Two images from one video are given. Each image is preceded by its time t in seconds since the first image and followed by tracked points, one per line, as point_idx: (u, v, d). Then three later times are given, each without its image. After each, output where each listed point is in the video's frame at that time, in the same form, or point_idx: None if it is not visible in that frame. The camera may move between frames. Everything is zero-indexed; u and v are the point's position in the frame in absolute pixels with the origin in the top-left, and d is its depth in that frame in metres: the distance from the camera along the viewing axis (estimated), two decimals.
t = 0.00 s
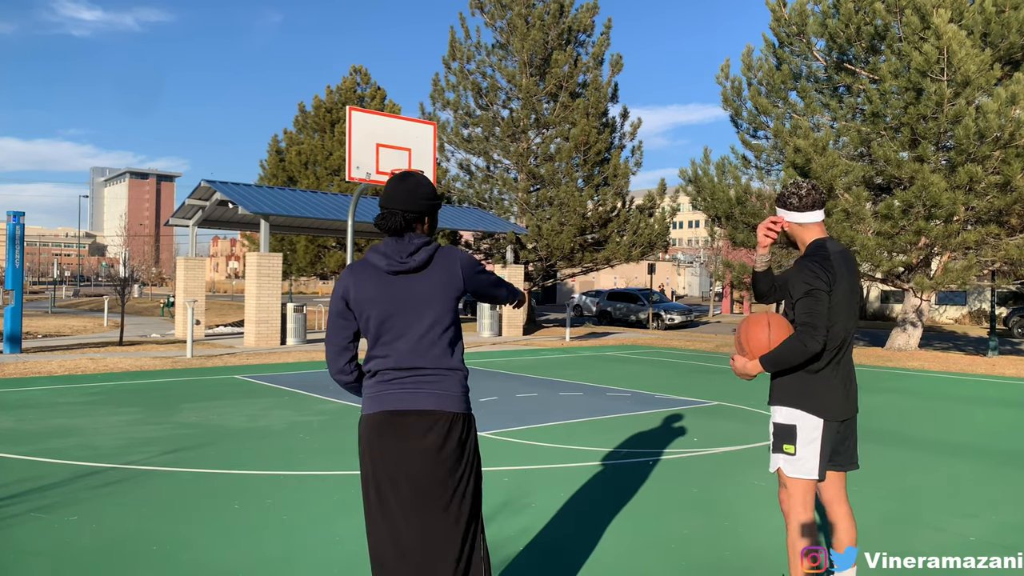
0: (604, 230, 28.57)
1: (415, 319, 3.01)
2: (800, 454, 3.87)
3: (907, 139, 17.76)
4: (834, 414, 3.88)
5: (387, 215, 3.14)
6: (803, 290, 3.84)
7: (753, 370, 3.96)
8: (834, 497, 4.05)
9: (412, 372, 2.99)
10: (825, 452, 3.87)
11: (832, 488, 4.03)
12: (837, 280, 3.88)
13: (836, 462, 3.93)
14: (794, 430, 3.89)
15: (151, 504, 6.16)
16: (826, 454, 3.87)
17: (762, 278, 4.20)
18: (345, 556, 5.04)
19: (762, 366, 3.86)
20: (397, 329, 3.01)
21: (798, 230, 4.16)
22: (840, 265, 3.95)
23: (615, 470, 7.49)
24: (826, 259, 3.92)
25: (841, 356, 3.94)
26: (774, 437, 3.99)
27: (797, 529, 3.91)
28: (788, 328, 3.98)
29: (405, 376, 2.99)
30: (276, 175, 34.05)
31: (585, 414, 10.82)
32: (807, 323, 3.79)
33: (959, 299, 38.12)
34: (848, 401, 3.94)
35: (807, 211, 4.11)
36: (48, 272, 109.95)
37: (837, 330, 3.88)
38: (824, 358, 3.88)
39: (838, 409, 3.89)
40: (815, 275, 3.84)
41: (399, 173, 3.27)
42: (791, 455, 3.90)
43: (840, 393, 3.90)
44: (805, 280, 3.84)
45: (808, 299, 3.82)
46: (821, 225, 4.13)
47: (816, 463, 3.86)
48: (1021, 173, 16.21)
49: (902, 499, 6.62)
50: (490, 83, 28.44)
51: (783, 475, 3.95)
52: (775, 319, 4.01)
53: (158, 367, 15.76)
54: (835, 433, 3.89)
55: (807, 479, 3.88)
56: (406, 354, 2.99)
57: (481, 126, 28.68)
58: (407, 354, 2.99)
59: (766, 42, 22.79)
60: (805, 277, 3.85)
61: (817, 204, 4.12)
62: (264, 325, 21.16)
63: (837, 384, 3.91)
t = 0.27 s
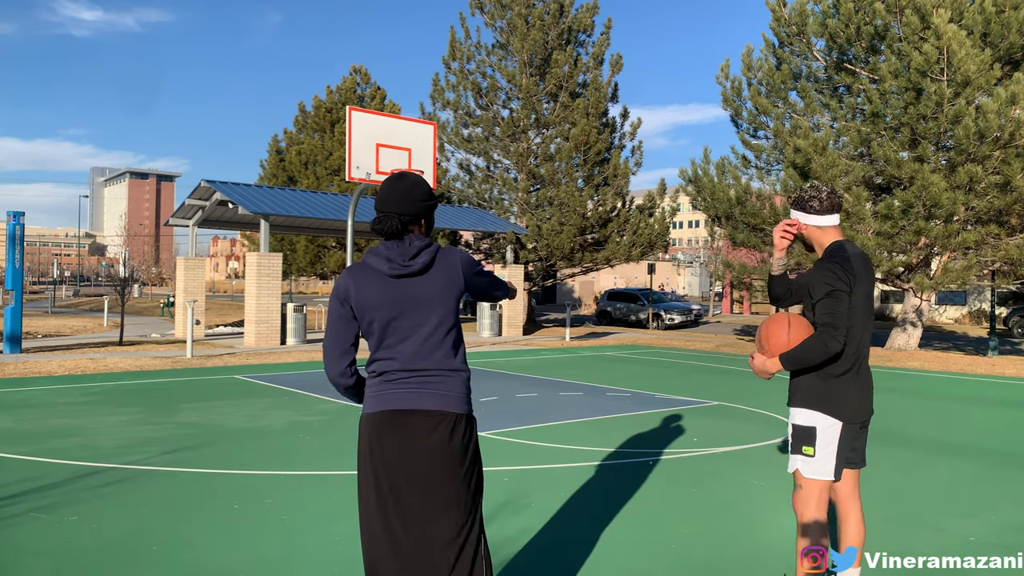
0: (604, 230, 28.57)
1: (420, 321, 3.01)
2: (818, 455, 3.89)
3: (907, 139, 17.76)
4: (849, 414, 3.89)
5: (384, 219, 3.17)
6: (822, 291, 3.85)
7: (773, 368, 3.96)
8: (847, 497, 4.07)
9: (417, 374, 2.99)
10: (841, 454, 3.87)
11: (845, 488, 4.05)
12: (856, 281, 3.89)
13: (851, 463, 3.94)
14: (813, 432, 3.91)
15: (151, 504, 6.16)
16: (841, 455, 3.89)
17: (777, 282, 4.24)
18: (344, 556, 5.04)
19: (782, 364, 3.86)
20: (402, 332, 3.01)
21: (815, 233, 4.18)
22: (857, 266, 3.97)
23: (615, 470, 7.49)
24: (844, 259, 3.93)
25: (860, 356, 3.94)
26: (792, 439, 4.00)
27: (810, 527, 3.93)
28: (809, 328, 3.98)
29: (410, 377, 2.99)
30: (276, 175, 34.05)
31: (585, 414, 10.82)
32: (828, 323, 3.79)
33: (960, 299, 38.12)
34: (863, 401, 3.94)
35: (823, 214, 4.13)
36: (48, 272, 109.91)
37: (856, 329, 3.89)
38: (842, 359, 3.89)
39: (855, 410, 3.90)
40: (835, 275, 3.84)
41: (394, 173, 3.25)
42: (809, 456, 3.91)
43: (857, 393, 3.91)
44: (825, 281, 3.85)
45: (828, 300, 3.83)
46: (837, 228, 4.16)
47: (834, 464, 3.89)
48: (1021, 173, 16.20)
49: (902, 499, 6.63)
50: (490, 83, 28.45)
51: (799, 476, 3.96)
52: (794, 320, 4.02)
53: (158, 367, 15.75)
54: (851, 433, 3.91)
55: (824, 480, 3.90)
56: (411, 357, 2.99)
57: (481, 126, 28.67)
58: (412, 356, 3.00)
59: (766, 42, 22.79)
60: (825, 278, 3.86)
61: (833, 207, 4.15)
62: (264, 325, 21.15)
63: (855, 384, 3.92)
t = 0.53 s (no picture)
0: (604, 230, 28.58)
1: (428, 323, 3.04)
2: (823, 450, 3.89)
3: (907, 139, 17.75)
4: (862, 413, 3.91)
5: (385, 219, 3.17)
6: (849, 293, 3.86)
7: (802, 372, 3.85)
8: (854, 496, 4.04)
9: (426, 375, 3.01)
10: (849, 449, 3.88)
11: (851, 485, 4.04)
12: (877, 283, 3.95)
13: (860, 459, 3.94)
14: (822, 427, 3.91)
15: (151, 504, 6.16)
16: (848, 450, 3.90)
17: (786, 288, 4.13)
18: (344, 556, 5.03)
19: (815, 367, 3.78)
20: (411, 333, 3.03)
21: (825, 235, 4.18)
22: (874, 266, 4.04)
23: (614, 470, 7.49)
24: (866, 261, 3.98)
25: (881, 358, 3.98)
26: (797, 432, 4.01)
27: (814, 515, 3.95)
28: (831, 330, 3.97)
29: (420, 379, 3.00)
30: (276, 175, 34.05)
31: (585, 414, 10.82)
32: (858, 326, 3.81)
33: (959, 299, 38.13)
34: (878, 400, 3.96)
35: (836, 216, 4.15)
36: (48, 272, 109.90)
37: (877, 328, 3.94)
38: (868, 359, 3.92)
39: (870, 409, 3.92)
40: (861, 278, 3.87)
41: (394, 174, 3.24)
42: (814, 450, 3.92)
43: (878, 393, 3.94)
44: (849, 282, 3.87)
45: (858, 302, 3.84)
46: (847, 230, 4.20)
47: (838, 461, 3.89)
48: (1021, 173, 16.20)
49: (901, 499, 6.63)
50: (490, 83, 28.45)
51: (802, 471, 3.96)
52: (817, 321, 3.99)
53: (158, 367, 15.75)
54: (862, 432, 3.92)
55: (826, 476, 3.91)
56: (420, 358, 3.01)
57: (481, 126, 28.67)
58: (420, 358, 3.01)
59: (766, 42, 22.79)
60: (851, 280, 3.88)
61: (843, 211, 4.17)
62: (264, 325, 21.15)
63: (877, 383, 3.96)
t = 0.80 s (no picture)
0: (604, 230, 28.58)
1: (434, 323, 3.05)
2: (836, 457, 3.92)
3: (907, 139, 17.75)
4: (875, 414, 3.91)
5: (393, 218, 3.19)
6: (858, 294, 3.85)
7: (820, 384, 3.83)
8: (860, 498, 4.12)
9: (433, 375, 3.02)
10: (863, 454, 3.91)
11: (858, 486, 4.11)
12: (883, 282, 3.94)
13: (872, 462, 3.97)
14: (833, 433, 3.93)
15: (151, 504, 6.16)
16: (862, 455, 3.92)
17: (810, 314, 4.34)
18: (343, 556, 5.04)
19: (833, 376, 3.78)
20: (418, 332, 3.04)
21: (834, 230, 4.19)
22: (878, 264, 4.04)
23: (615, 470, 7.50)
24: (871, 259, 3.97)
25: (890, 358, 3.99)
26: (810, 440, 4.03)
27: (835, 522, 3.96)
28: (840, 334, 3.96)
29: (426, 379, 3.01)
30: (276, 175, 34.05)
31: (585, 414, 10.82)
32: (870, 329, 3.81)
33: (959, 299, 38.13)
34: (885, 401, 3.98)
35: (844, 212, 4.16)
36: (48, 272, 109.90)
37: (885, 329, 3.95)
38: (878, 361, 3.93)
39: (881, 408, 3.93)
40: (870, 277, 3.85)
41: (406, 175, 3.27)
42: (827, 457, 3.94)
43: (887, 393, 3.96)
44: (860, 283, 3.85)
45: (868, 303, 3.82)
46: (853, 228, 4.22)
47: (852, 467, 3.92)
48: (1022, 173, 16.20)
49: (901, 499, 6.62)
50: (490, 83, 28.45)
51: (820, 479, 3.98)
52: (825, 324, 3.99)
53: (158, 367, 15.75)
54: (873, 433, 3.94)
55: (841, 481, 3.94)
56: (426, 357, 3.02)
57: (481, 126, 28.67)
58: (426, 358, 3.02)
59: (766, 42, 22.79)
60: (860, 279, 3.86)
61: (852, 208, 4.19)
62: (264, 325, 21.15)
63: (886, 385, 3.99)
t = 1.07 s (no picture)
0: (604, 230, 28.59)
1: (449, 323, 3.09)
2: (863, 459, 3.91)
3: (907, 139, 17.76)
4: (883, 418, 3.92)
5: (410, 224, 3.19)
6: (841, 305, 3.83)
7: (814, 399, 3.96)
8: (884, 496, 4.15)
9: (446, 374, 3.05)
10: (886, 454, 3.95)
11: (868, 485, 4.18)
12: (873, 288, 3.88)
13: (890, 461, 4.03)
14: (852, 436, 3.93)
15: (152, 505, 6.16)
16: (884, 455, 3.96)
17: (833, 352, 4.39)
18: (344, 556, 5.04)
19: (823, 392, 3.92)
20: (434, 332, 3.07)
21: (823, 232, 4.21)
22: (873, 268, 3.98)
23: (615, 470, 7.50)
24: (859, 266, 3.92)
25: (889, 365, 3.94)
26: (832, 447, 4.03)
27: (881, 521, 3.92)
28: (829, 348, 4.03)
29: (439, 378, 3.04)
30: (276, 175, 34.04)
31: (585, 414, 10.83)
32: (854, 340, 3.79)
33: (959, 299, 38.13)
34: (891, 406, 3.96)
35: (836, 217, 4.17)
36: (49, 272, 109.91)
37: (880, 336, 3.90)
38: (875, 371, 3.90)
39: (885, 412, 3.92)
40: (851, 287, 3.83)
41: (422, 179, 3.26)
42: (854, 460, 3.93)
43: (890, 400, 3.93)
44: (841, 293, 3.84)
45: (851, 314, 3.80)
46: (845, 231, 4.21)
47: (880, 465, 3.92)
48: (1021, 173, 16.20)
49: (901, 499, 6.63)
50: (490, 83, 28.46)
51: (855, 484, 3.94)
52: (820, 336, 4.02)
53: (158, 368, 15.75)
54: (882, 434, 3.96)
55: (875, 482, 3.91)
56: (439, 358, 3.05)
57: (481, 126, 28.68)
58: (440, 358, 3.05)
59: (766, 42, 22.80)
60: (843, 290, 3.84)
61: (845, 212, 4.19)
62: (264, 326, 21.15)
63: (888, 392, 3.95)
